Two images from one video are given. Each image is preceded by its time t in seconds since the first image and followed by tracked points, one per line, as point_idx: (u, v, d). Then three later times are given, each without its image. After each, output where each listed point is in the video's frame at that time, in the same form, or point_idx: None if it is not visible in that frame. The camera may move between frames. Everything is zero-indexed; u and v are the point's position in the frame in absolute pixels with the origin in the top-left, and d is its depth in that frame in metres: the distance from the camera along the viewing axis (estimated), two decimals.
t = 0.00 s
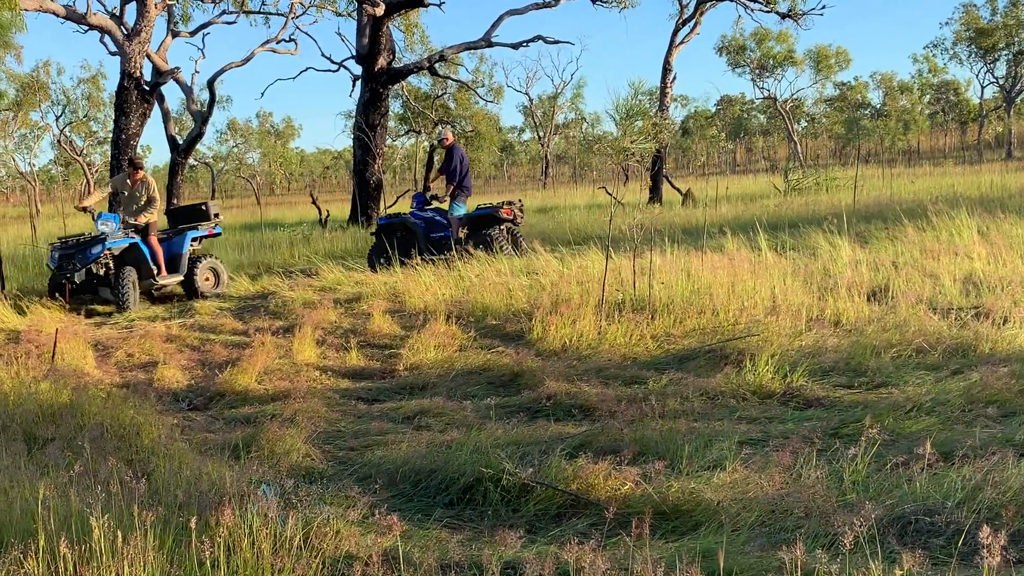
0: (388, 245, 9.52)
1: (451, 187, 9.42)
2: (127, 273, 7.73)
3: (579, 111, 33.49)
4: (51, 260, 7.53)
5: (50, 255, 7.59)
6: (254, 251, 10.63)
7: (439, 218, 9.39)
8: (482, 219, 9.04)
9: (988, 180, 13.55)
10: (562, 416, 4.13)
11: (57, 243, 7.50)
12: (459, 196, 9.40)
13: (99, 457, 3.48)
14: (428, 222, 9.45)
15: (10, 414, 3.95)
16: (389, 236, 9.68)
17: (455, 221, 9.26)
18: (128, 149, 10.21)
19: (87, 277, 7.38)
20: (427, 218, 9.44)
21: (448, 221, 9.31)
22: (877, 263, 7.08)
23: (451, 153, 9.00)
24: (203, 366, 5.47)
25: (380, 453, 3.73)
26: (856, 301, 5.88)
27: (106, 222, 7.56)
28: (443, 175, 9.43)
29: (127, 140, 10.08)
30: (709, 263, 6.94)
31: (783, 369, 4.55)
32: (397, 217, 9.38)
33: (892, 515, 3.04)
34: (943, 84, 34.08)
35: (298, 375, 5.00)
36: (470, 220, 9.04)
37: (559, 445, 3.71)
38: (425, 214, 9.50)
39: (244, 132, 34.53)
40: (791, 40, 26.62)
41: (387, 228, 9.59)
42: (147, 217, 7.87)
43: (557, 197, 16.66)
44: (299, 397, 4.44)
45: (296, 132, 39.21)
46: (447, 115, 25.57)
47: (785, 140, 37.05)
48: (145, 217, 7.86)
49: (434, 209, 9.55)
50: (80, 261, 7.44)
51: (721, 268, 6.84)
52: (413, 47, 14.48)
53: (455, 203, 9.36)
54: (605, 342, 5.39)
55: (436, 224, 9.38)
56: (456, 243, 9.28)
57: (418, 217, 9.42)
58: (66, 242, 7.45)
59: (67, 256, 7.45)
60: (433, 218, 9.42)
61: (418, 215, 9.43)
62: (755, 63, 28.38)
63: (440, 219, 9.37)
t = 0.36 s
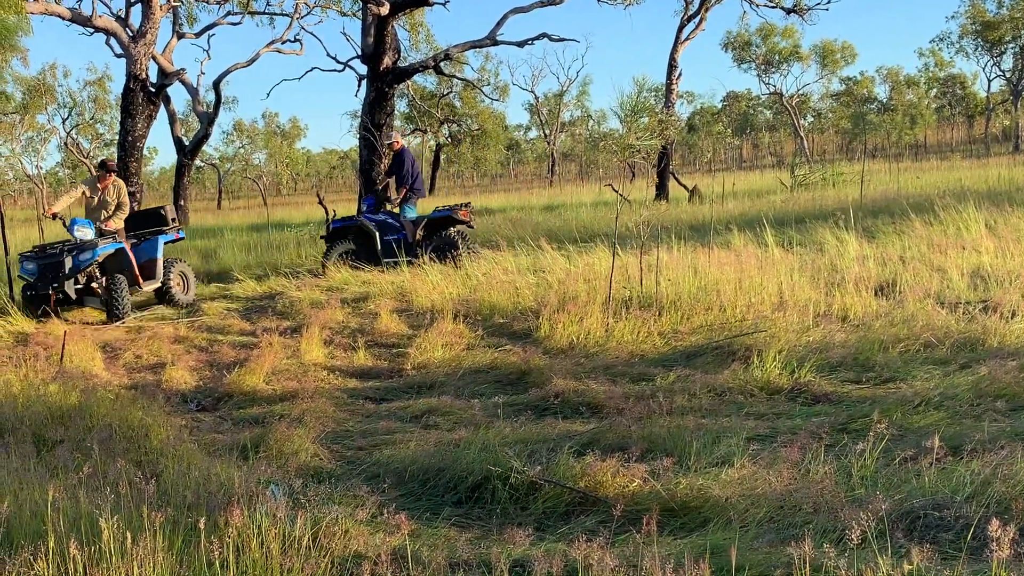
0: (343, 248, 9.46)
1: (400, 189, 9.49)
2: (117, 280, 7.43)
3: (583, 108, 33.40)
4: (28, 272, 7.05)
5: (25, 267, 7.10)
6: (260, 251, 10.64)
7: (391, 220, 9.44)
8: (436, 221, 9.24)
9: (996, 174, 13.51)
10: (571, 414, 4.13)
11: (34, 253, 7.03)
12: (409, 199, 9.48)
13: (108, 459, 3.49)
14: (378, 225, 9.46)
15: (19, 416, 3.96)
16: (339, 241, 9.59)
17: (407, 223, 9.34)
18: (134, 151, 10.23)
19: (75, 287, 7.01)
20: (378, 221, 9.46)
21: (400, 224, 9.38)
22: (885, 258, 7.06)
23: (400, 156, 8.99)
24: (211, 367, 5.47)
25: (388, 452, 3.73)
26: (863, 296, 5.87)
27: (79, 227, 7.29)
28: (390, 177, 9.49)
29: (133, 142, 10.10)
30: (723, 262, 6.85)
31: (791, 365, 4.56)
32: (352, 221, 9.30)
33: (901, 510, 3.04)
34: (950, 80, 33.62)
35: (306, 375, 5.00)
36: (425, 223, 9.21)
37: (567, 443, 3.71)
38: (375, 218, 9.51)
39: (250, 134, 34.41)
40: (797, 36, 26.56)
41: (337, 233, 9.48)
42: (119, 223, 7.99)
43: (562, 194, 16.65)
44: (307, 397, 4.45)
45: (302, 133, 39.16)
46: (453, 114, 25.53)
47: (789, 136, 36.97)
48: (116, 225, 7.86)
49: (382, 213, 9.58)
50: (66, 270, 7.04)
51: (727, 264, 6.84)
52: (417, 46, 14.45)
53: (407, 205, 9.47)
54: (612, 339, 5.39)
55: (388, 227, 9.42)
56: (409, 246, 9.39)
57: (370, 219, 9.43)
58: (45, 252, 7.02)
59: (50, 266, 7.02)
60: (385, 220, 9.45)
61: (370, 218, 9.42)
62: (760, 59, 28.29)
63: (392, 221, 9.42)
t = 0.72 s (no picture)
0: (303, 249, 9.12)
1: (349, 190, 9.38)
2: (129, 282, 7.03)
3: (588, 105, 33.35)
4: (36, 279, 6.43)
5: (30, 274, 6.45)
6: (266, 249, 10.65)
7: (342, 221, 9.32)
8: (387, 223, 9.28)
9: (1003, 170, 13.48)
10: (577, 411, 4.14)
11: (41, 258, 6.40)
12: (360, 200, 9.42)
13: (116, 456, 3.50)
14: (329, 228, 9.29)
15: (28, 414, 3.97)
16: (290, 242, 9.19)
17: (360, 225, 9.33)
18: (140, 150, 10.25)
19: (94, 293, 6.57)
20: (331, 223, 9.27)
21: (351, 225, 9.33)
22: (891, 254, 7.05)
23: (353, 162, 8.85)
24: (218, 365, 5.49)
25: (395, 449, 3.74)
26: (870, 292, 5.87)
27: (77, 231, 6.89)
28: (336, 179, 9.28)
29: (139, 140, 10.12)
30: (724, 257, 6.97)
31: (797, 361, 4.56)
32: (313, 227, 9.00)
33: (907, 507, 3.04)
34: (955, 74, 33.71)
35: (313, 372, 5.01)
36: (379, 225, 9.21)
37: (573, 440, 3.71)
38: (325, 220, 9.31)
39: (255, 133, 34.25)
40: (803, 32, 26.50)
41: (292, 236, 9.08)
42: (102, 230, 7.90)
43: (567, 192, 16.64)
44: (314, 395, 4.46)
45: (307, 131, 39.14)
46: (458, 112, 25.52)
47: (794, 132, 36.88)
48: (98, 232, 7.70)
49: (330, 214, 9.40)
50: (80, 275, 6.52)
51: (733, 261, 6.84)
52: (422, 44, 14.43)
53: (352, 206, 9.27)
54: (619, 336, 5.39)
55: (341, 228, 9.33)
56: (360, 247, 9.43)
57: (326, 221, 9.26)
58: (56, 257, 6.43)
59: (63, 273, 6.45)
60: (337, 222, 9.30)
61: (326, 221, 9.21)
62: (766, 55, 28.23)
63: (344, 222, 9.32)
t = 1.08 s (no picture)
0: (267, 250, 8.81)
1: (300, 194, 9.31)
2: (167, 277, 6.91)
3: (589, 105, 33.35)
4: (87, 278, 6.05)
5: (79, 272, 6.05)
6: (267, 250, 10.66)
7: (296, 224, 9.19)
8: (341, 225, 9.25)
9: (1005, 168, 13.47)
10: (579, 410, 4.14)
11: (91, 255, 6.03)
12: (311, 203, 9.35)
13: (119, 456, 3.50)
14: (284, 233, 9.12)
15: (31, 413, 3.97)
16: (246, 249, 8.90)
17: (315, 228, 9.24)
18: (142, 151, 10.24)
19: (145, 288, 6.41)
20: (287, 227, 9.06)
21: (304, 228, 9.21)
22: (893, 253, 7.05)
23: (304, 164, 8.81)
24: (219, 365, 5.48)
25: (397, 449, 3.74)
26: (872, 291, 5.87)
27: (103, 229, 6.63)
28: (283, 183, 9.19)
29: (140, 141, 10.12)
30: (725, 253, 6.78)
31: (799, 360, 4.56)
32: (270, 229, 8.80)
33: (910, 506, 3.04)
34: (955, 74, 33.76)
35: (314, 372, 5.02)
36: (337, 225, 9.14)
37: (576, 439, 3.71)
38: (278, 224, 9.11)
39: (256, 133, 34.27)
40: (804, 31, 26.50)
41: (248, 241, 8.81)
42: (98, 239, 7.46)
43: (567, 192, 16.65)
44: (316, 394, 4.46)
45: (309, 130, 39.14)
46: (459, 112, 25.53)
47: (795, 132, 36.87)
48: (91, 240, 7.15)
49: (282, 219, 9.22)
50: (133, 270, 6.30)
51: (735, 259, 6.84)
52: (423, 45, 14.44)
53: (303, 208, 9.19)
54: (621, 335, 5.39)
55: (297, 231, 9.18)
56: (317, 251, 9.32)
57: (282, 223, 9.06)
58: (106, 254, 6.09)
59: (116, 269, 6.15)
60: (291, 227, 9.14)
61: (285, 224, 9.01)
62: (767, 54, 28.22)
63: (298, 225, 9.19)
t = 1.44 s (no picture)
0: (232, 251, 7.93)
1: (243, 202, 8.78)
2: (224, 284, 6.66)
3: (585, 105, 33.33)
4: (151, 286, 5.74)
5: (142, 280, 5.71)
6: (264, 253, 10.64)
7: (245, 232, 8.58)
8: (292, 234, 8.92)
9: (999, 167, 13.50)
10: (576, 412, 4.14)
11: (159, 261, 5.73)
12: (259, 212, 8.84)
13: (115, 462, 3.50)
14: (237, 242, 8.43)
15: (27, 420, 3.97)
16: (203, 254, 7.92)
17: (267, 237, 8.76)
18: (138, 156, 10.23)
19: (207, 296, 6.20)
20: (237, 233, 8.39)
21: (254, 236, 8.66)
22: (889, 253, 7.06)
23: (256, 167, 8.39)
24: (216, 370, 5.48)
25: (394, 452, 3.74)
26: (868, 291, 5.88)
27: (156, 235, 6.53)
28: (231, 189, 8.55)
29: (136, 146, 10.10)
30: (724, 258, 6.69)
31: (795, 361, 4.57)
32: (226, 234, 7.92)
33: (907, 506, 3.05)
34: (950, 73, 33.78)
35: (311, 376, 5.02)
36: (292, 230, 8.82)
37: (573, 442, 3.71)
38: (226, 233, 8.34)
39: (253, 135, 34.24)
40: (799, 32, 26.51)
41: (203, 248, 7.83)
42: (129, 244, 7.27)
43: (564, 193, 16.63)
44: (313, 399, 4.46)
45: (304, 134, 39.08)
46: (455, 114, 25.51)
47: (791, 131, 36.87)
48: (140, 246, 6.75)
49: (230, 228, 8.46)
50: (200, 277, 6.05)
51: (731, 261, 6.84)
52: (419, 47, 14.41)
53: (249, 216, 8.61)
54: (617, 337, 5.40)
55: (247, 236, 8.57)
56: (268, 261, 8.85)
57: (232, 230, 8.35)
58: (174, 259, 5.83)
59: (183, 277, 5.87)
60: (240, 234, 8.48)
61: (237, 230, 8.25)
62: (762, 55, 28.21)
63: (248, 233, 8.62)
